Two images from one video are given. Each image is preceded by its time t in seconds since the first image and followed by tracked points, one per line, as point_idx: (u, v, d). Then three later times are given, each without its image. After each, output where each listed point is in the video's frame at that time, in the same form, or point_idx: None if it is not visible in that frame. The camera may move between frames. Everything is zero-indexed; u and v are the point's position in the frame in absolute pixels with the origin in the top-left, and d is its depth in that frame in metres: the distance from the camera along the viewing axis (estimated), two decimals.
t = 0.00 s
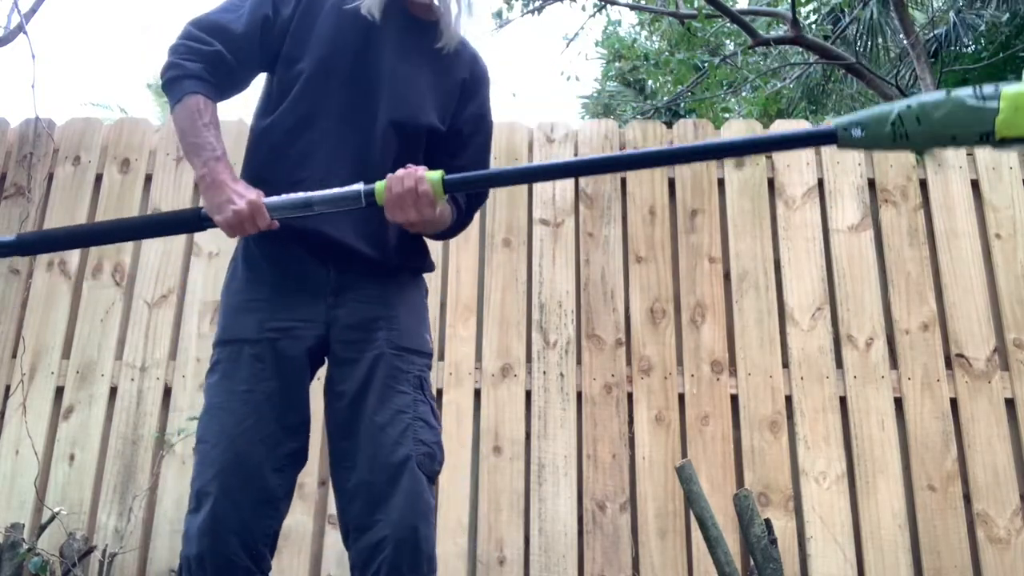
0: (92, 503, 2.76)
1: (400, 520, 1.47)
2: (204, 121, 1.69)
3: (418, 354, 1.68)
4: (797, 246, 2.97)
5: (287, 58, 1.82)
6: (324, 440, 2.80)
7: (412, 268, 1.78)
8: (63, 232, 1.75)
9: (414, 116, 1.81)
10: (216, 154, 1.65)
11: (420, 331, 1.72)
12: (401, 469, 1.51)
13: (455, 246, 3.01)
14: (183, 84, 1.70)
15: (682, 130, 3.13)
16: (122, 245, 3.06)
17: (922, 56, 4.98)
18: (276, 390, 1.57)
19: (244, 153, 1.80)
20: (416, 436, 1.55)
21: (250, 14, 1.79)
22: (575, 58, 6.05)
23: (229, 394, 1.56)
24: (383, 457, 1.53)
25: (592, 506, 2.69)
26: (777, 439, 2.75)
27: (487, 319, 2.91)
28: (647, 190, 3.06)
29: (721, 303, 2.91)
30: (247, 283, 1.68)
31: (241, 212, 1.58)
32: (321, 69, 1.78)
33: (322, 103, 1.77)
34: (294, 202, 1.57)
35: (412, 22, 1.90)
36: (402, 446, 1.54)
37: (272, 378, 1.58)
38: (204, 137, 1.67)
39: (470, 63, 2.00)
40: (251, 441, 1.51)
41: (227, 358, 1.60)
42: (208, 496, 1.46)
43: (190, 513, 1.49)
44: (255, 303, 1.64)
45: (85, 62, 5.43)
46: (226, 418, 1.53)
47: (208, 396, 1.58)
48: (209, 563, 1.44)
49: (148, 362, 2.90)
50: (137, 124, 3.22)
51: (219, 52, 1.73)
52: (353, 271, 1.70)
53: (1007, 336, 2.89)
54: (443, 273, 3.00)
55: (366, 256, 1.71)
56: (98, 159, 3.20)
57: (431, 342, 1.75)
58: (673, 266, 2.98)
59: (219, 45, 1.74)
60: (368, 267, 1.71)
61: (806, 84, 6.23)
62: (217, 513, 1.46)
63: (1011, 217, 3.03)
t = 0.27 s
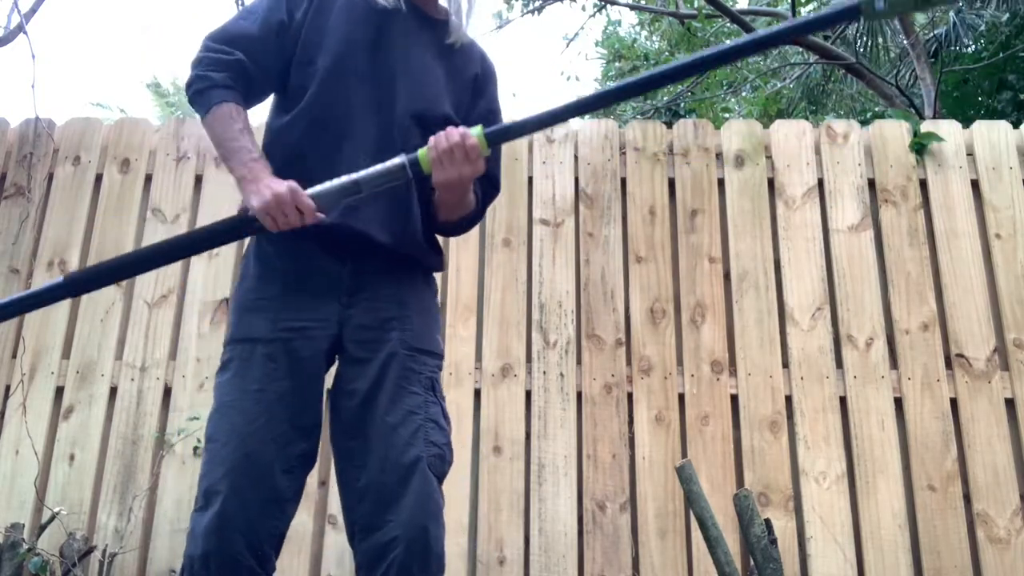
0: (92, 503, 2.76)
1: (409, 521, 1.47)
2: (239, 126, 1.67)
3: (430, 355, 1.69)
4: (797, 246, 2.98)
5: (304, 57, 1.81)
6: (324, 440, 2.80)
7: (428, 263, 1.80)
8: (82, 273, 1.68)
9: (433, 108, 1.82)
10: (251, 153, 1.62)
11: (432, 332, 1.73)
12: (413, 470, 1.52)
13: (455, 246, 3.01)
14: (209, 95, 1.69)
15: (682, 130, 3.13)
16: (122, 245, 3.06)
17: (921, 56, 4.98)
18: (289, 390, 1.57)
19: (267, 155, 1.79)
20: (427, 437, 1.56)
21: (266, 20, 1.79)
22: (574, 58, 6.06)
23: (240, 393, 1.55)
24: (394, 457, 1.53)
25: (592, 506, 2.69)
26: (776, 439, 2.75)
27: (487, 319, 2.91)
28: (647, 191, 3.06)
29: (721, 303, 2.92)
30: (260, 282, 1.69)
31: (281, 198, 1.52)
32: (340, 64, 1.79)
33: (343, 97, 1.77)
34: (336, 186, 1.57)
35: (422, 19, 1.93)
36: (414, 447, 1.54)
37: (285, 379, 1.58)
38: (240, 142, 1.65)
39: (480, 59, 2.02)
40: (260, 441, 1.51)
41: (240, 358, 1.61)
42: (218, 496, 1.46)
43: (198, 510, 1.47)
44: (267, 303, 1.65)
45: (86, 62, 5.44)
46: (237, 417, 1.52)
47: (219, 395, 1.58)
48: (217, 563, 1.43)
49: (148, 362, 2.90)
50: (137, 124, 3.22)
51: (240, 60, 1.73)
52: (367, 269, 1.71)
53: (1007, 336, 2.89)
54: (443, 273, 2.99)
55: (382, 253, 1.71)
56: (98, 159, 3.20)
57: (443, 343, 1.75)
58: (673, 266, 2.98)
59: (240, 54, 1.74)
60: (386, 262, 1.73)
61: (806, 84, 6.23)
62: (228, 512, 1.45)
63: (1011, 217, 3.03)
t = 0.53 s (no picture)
0: (92, 503, 2.76)
1: (422, 518, 1.48)
2: (188, 133, 1.74)
3: (446, 352, 1.70)
4: (797, 246, 2.97)
5: (299, 62, 1.84)
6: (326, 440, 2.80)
7: (441, 259, 1.80)
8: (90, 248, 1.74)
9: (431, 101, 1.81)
10: (184, 160, 1.69)
11: (447, 328, 1.74)
12: (426, 467, 1.53)
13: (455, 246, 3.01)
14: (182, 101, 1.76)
15: (682, 130, 3.13)
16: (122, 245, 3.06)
17: (921, 56, 4.98)
18: (310, 389, 1.57)
19: (271, 158, 1.82)
20: (442, 435, 1.58)
21: (247, 31, 1.85)
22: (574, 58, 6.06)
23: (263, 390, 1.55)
24: (408, 455, 1.55)
25: (592, 506, 2.69)
26: (776, 439, 2.75)
27: (487, 319, 2.91)
28: (647, 191, 3.06)
29: (721, 303, 2.92)
30: (275, 281, 1.68)
31: (178, 202, 1.61)
32: (339, 60, 1.80)
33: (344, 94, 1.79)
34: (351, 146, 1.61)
35: (418, 15, 1.94)
36: (428, 443, 1.56)
37: (306, 378, 1.58)
38: (183, 148, 1.71)
39: (480, 49, 2.02)
40: (284, 438, 1.51)
41: (259, 356, 1.60)
42: (241, 493, 1.45)
43: (222, 513, 1.48)
44: (284, 301, 1.64)
45: (86, 62, 5.45)
46: (254, 416, 1.52)
47: (238, 394, 1.58)
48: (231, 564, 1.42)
49: (148, 362, 2.90)
50: (137, 124, 3.23)
51: (219, 67, 1.79)
52: (383, 264, 1.71)
53: (1007, 336, 2.89)
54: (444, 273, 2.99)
55: (397, 247, 1.71)
56: (98, 159, 3.20)
57: (457, 339, 1.77)
58: (673, 266, 2.98)
59: (219, 61, 1.80)
60: (398, 262, 1.72)
61: (806, 84, 6.23)
62: (243, 511, 1.45)
63: (1011, 217, 3.03)
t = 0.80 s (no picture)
0: (91, 503, 2.76)
1: (420, 517, 1.49)
2: (181, 125, 1.77)
3: (445, 352, 1.70)
4: (797, 246, 2.97)
5: (295, 67, 1.85)
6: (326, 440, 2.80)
7: (442, 259, 1.80)
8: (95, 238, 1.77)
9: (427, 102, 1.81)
10: (180, 153, 1.71)
11: (446, 328, 1.74)
12: (424, 466, 1.54)
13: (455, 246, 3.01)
14: (174, 97, 1.79)
15: (682, 130, 3.13)
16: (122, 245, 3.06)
17: (921, 56, 4.98)
18: (310, 389, 1.57)
19: (269, 162, 1.82)
20: (440, 433, 1.58)
21: (241, 32, 1.87)
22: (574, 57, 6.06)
23: (260, 390, 1.55)
24: (406, 454, 1.55)
25: (592, 506, 2.69)
26: (776, 439, 2.75)
27: (487, 319, 2.91)
28: (647, 191, 3.06)
29: (721, 303, 2.92)
30: (276, 282, 1.68)
31: (184, 199, 1.61)
32: (335, 64, 1.80)
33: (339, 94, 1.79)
34: (350, 142, 1.62)
35: (414, 18, 1.94)
36: (426, 443, 1.56)
37: (305, 378, 1.58)
38: (178, 139, 1.75)
39: (475, 51, 2.02)
40: (284, 438, 1.51)
41: (259, 356, 1.61)
42: (242, 492, 1.46)
43: (221, 512, 1.48)
44: (284, 302, 1.65)
45: (86, 63, 5.45)
46: (255, 416, 1.53)
47: (239, 394, 1.58)
48: (233, 564, 1.42)
49: (148, 362, 2.90)
50: (137, 124, 3.23)
51: (211, 66, 1.81)
52: (382, 265, 1.71)
53: (1007, 336, 2.89)
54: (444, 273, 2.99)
55: (397, 247, 1.71)
56: (98, 159, 3.20)
57: (457, 339, 1.77)
58: (673, 266, 2.98)
59: (211, 60, 1.82)
60: (399, 261, 1.72)
61: (806, 84, 6.23)
62: (246, 509, 1.45)
63: (1011, 217, 3.03)
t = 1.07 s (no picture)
0: (91, 503, 2.76)
1: (418, 518, 1.49)
2: (181, 130, 1.77)
3: (442, 353, 1.71)
4: (797, 246, 2.97)
5: (292, 70, 1.85)
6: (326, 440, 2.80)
7: (441, 258, 1.80)
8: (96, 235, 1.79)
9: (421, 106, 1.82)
10: (179, 156, 1.72)
11: (443, 328, 1.74)
12: (421, 467, 1.54)
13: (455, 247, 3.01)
14: (172, 100, 1.81)
15: (682, 129, 3.13)
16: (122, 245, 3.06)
17: (921, 56, 4.98)
18: (308, 390, 1.57)
19: (267, 164, 1.82)
20: (437, 434, 1.58)
21: (238, 35, 1.88)
22: (574, 58, 6.06)
23: (258, 390, 1.56)
24: (404, 454, 1.55)
25: (592, 506, 2.69)
26: (776, 439, 2.75)
27: (487, 319, 2.91)
28: (648, 191, 3.06)
29: (721, 303, 2.92)
30: (273, 282, 1.68)
31: (178, 198, 1.63)
32: (330, 65, 1.79)
33: (334, 96, 1.78)
34: (346, 151, 1.62)
35: (408, 21, 1.93)
36: (423, 443, 1.56)
37: (303, 378, 1.58)
38: (177, 143, 1.75)
39: (471, 52, 2.02)
40: (281, 438, 1.51)
41: (256, 356, 1.61)
42: (241, 492, 1.46)
43: (220, 513, 1.48)
44: (282, 302, 1.65)
45: (86, 62, 5.45)
46: (253, 416, 1.53)
47: (237, 395, 1.58)
48: (232, 564, 1.42)
49: (148, 362, 2.90)
50: (137, 124, 3.23)
51: (208, 69, 1.83)
52: (380, 264, 1.70)
53: (1007, 336, 2.89)
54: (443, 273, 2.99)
55: (395, 247, 1.71)
56: (98, 159, 3.20)
57: (453, 339, 1.77)
58: (673, 266, 2.98)
59: (209, 63, 1.83)
60: (397, 259, 1.72)
61: (806, 84, 6.23)
62: (245, 509, 1.45)
63: (1011, 217, 3.03)
